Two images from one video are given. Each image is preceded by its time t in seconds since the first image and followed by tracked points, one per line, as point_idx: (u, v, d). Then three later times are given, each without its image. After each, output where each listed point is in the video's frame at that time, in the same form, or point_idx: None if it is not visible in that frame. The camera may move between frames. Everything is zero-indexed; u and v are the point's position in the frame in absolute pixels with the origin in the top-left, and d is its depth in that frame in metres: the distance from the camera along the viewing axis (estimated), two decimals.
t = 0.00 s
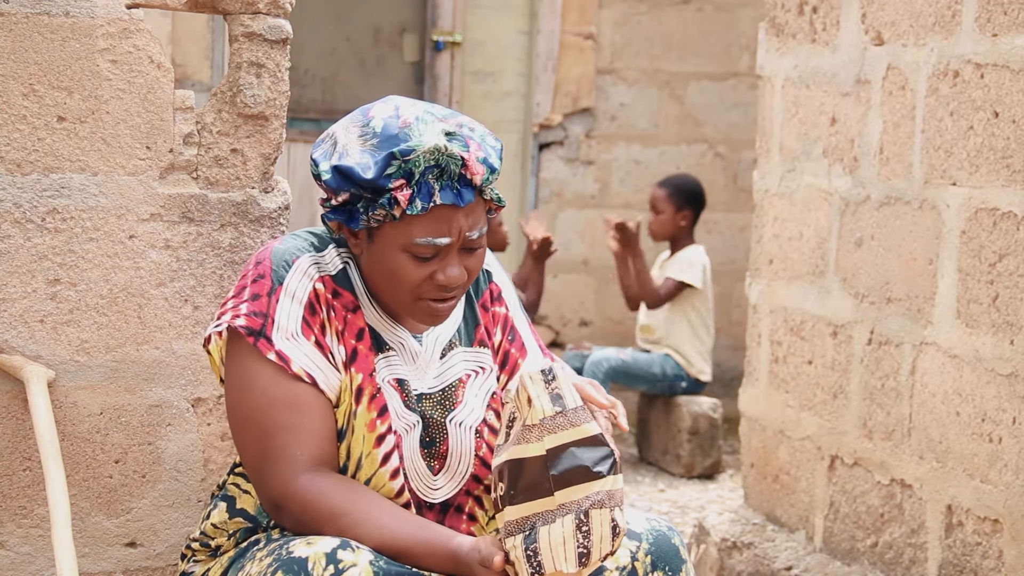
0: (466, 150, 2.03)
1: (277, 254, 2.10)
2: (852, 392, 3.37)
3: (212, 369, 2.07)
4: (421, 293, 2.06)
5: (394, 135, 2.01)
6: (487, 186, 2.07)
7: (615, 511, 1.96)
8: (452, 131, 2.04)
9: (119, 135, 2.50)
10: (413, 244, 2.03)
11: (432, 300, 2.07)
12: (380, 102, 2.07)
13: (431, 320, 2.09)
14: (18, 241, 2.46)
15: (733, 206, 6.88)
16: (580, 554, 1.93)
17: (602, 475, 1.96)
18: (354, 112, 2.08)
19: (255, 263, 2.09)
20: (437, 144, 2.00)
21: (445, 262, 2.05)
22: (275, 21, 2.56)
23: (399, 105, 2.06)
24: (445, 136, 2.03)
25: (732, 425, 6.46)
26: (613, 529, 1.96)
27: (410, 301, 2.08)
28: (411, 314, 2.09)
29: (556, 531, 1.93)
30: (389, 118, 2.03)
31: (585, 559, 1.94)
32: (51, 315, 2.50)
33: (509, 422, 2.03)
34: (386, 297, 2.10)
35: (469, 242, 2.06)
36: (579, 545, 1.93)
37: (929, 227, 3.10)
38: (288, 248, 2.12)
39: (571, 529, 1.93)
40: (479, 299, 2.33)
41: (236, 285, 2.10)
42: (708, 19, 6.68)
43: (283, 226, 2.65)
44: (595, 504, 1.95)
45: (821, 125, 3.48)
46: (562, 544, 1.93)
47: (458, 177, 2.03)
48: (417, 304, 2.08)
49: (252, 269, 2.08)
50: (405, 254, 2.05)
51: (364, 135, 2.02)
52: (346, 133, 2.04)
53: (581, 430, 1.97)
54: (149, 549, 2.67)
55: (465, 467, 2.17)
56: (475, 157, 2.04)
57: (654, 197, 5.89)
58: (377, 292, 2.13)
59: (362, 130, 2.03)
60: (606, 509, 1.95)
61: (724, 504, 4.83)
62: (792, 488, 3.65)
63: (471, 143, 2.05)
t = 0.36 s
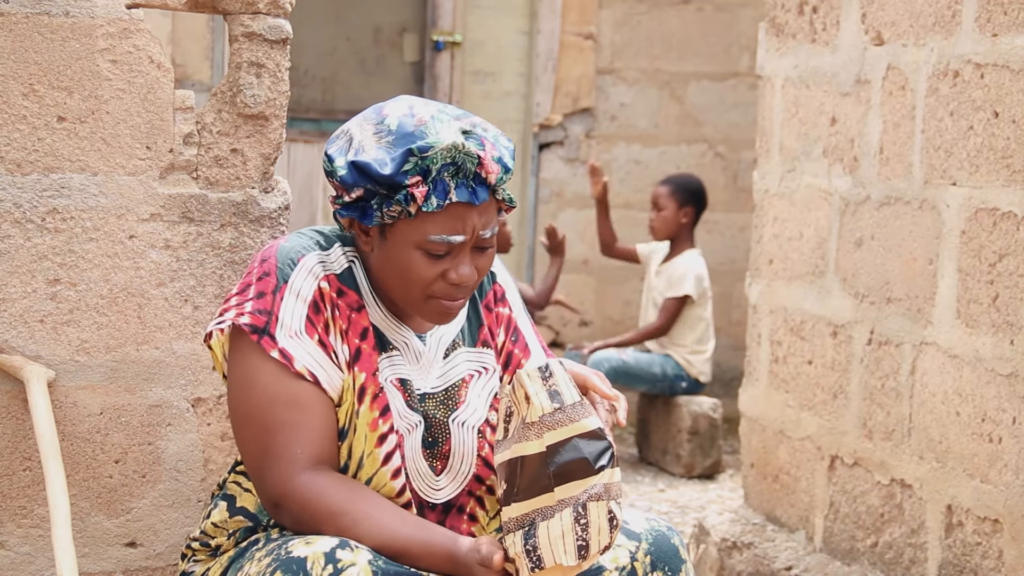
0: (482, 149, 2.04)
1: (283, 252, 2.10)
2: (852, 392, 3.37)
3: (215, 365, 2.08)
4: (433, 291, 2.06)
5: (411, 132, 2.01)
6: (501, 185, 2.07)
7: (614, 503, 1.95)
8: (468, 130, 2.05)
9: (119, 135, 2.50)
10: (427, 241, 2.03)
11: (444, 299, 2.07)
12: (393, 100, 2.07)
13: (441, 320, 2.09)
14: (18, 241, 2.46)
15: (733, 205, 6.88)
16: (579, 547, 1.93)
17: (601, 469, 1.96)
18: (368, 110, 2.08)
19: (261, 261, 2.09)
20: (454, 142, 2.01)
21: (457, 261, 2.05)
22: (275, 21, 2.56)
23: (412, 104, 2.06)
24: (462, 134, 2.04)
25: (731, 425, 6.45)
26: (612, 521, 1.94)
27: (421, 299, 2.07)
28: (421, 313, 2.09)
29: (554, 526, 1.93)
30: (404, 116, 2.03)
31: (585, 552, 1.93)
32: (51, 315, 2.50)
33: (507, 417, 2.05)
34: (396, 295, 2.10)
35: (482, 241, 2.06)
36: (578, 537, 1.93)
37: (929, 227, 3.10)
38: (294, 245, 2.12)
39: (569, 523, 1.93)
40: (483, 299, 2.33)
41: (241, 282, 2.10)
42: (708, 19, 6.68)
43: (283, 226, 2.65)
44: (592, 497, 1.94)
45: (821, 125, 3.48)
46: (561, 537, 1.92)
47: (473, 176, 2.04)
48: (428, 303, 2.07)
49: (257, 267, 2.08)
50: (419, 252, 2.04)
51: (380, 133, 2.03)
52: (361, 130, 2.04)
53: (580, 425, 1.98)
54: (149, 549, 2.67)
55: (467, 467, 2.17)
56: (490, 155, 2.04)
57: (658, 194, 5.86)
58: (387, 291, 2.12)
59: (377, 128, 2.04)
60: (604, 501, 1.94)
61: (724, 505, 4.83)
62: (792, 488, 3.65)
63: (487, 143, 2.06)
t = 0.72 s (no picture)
0: (501, 151, 2.04)
1: (291, 251, 2.10)
2: (852, 392, 3.37)
3: (220, 362, 2.08)
4: (447, 292, 2.06)
5: (431, 133, 2.01)
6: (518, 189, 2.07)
7: (613, 500, 1.95)
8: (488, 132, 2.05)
9: (119, 135, 2.50)
10: (443, 242, 2.03)
11: (457, 299, 2.06)
12: (411, 100, 2.07)
13: (452, 320, 2.09)
14: (18, 241, 2.46)
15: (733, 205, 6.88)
16: (580, 544, 1.93)
17: (602, 466, 1.96)
18: (386, 110, 2.07)
19: (268, 260, 2.09)
20: (476, 143, 2.01)
21: (472, 262, 2.05)
22: (275, 21, 2.56)
23: (430, 104, 2.06)
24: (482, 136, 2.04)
25: (731, 425, 6.45)
26: (611, 518, 1.95)
27: (434, 299, 2.07)
28: (433, 313, 2.08)
29: (555, 523, 1.94)
30: (424, 116, 2.03)
31: (585, 549, 1.93)
32: (51, 315, 2.50)
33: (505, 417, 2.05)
34: (409, 295, 2.09)
35: (497, 243, 2.06)
36: (578, 534, 1.93)
37: (929, 227, 3.10)
38: (302, 245, 2.12)
39: (569, 520, 1.93)
40: (488, 302, 2.33)
41: (248, 280, 2.10)
42: (708, 19, 6.68)
43: (283, 226, 2.65)
44: (592, 495, 1.95)
45: (821, 125, 3.48)
46: (562, 534, 1.93)
47: (492, 178, 2.04)
48: (442, 303, 2.07)
49: (264, 265, 2.08)
50: (434, 252, 2.04)
51: (398, 133, 2.03)
52: (380, 130, 2.04)
53: (582, 424, 1.99)
54: (149, 549, 2.67)
55: (470, 470, 2.18)
56: (510, 158, 2.04)
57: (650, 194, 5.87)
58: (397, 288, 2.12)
59: (396, 128, 2.04)
60: (604, 499, 1.95)
61: (724, 504, 4.83)
62: (792, 488, 3.65)
63: (505, 145, 2.06)
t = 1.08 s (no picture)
0: (522, 164, 2.03)
1: (303, 254, 2.10)
2: (852, 392, 3.37)
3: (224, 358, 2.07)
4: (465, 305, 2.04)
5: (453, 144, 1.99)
6: (536, 202, 2.06)
7: (612, 484, 1.97)
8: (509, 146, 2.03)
9: (119, 135, 2.50)
10: (463, 254, 2.01)
11: (475, 312, 2.05)
12: (431, 111, 2.06)
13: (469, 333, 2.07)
14: (18, 241, 2.46)
15: (733, 206, 6.88)
16: (578, 526, 1.94)
17: (602, 448, 1.98)
18: (407, 120, 2.05)
19: (280, 261, 2.09)
20: (498, 156, 1.99)
21: (490, 274, 2.03)
22: (274, 21, 2.56)
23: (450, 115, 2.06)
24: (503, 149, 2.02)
25: (731, 425, 6.45)
26: (610, 501, 1.96)
27: (452, 312, 2.05)
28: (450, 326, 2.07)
29: (554, 504, 1.94)
30: (445, 128, 2.01)
31: (584, 532, 1.94)
32: (51, 315, 2.50)
33: (505, 405, 2.05)
34: (426, 306, 2.07)
35: (515, 256, 2.05)
36: (577, 516, 1.94)
37: (929, 227, 3.10)
38: (315, 247, 2.12)
39: (569, 502, 1.94)
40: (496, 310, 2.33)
41: (259, 281, 2.10)
42: (708, 19, 6.68)
43: (283, 227, 2.65)
44: (592, 477, 1.96)
45: (821, 125, 3.48)
46: (561, 516, 1.94)
47: (512, 191, 2.02)
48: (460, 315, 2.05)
49: (276, 266, 2.08)
50: (453, 264, 2.02)
51: (419, 142, 2.01)
52: (402, 140, 2.02)
53: (585, 408, 2.00)
54: (149, 549, 2.67)
55: (474, 478, 2.18)
56: (530, 171, 2.03)
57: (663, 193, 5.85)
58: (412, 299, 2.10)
59: (417, 138, 2.02)
60: (603, 481, 1.97)
61: (724, 504, 4.83)
62: (792, 487, 3.65)
63: (526, 159, 2.05)
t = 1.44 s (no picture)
0: (547, 227, 1.97)
1: (321, 266, 2.10)
2: (852, 392, 3.37)
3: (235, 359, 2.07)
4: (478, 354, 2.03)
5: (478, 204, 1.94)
6: (558, 260, 2.01)
7: (614, 461, 1.97)
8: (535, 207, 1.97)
9: (119, 135, 2.50)
10: (477, 310, 1.98)
11: (488, 361, 2.04)
12: (459, 157, 2.01)
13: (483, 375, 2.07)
14: (18, 241, 2.46)
15: (733, 206, 6.88)
16: (581, 498, 1.92)
17: (605, 423, 1.99)
18: (438, 166, 2.00)
19: (298, 270, 2.09)
20: (523, 222, 1.93)
21: (507, 328, 2.00)
22: (274, 21, 2.56)
23: (478, 163, 2.00)
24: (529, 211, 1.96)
25: (731, 426, 6.45)
26: (612, 477, 1.96)
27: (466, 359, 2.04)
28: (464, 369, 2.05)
29: (557, 477, 1.93)
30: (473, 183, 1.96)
31: (586, 504, 1.93)
32: (51, 315, 2.50)
33: (514, 390, 2.05)
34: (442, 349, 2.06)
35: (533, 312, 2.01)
36: (580, 489, 1.93)
37: (929, 228, 3.10)
38: (333, 260, 2.12)
39: (571, 475, 1.93)
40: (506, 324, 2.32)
41: (275, 286, 2.10)
42: (708, 20, 6.68)
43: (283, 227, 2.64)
44: (594, 451, 1.96)
45: (821, 125, 3.48)
46: (564, 489, 1.93)
47: (534, 252, 1.97)
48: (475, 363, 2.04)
49: (293, 275, 2.08)
50: (469, 317, 1.99)
51: (444, 194, 1.96)
52: (427, 191, 1.97)
53: (590, 380, 2.02)
54: (149, 549, 2.67)
55: (477, 496, 2.21)
56: (554, 234, 1.97)
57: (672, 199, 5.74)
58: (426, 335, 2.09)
59: (442, 190, 1.97)
60: (605, 456, 1.96)
61: (724, 504, 4.83)
62: (792, 488, 3.65)
63: (552, 219, 1.99)
